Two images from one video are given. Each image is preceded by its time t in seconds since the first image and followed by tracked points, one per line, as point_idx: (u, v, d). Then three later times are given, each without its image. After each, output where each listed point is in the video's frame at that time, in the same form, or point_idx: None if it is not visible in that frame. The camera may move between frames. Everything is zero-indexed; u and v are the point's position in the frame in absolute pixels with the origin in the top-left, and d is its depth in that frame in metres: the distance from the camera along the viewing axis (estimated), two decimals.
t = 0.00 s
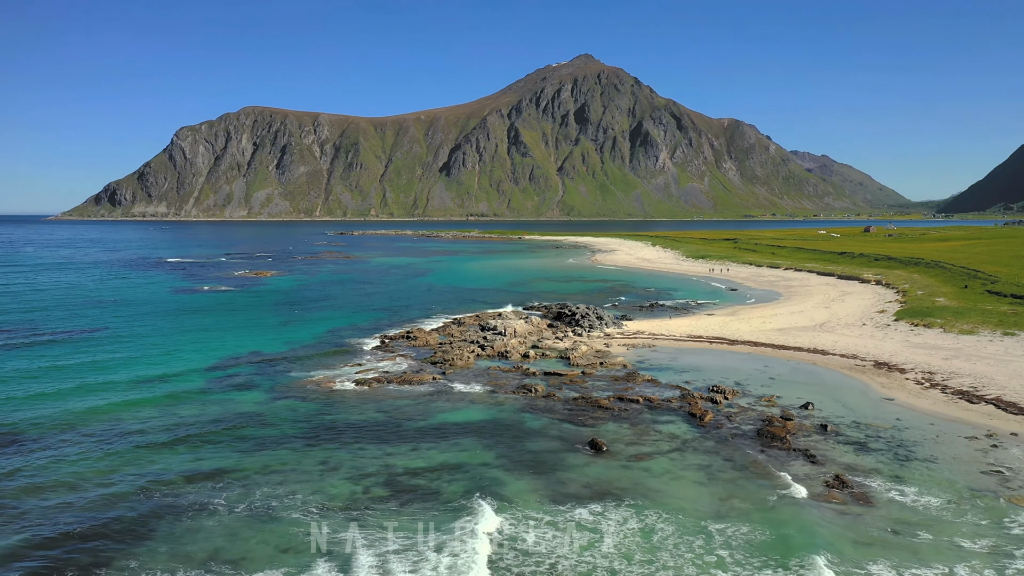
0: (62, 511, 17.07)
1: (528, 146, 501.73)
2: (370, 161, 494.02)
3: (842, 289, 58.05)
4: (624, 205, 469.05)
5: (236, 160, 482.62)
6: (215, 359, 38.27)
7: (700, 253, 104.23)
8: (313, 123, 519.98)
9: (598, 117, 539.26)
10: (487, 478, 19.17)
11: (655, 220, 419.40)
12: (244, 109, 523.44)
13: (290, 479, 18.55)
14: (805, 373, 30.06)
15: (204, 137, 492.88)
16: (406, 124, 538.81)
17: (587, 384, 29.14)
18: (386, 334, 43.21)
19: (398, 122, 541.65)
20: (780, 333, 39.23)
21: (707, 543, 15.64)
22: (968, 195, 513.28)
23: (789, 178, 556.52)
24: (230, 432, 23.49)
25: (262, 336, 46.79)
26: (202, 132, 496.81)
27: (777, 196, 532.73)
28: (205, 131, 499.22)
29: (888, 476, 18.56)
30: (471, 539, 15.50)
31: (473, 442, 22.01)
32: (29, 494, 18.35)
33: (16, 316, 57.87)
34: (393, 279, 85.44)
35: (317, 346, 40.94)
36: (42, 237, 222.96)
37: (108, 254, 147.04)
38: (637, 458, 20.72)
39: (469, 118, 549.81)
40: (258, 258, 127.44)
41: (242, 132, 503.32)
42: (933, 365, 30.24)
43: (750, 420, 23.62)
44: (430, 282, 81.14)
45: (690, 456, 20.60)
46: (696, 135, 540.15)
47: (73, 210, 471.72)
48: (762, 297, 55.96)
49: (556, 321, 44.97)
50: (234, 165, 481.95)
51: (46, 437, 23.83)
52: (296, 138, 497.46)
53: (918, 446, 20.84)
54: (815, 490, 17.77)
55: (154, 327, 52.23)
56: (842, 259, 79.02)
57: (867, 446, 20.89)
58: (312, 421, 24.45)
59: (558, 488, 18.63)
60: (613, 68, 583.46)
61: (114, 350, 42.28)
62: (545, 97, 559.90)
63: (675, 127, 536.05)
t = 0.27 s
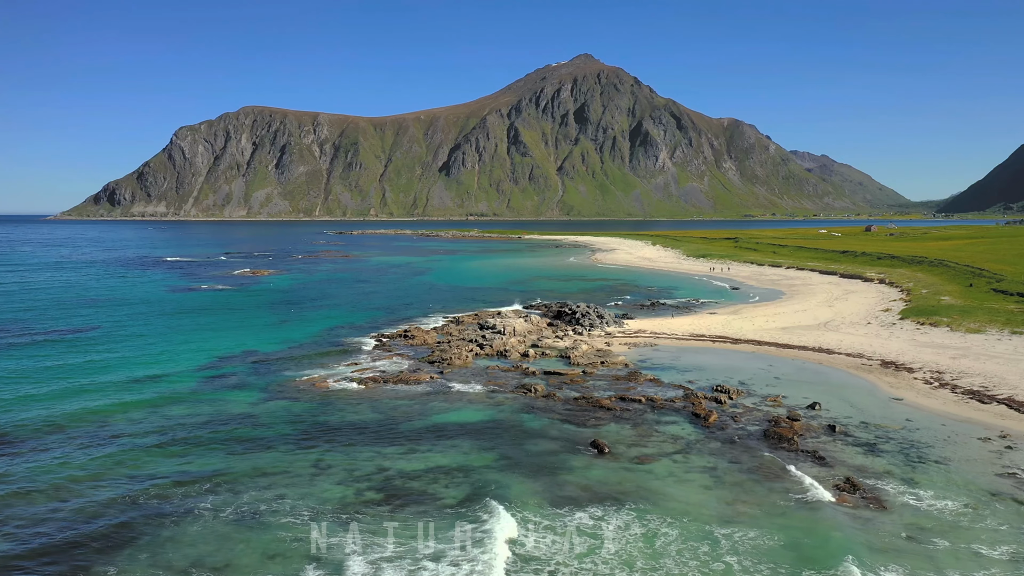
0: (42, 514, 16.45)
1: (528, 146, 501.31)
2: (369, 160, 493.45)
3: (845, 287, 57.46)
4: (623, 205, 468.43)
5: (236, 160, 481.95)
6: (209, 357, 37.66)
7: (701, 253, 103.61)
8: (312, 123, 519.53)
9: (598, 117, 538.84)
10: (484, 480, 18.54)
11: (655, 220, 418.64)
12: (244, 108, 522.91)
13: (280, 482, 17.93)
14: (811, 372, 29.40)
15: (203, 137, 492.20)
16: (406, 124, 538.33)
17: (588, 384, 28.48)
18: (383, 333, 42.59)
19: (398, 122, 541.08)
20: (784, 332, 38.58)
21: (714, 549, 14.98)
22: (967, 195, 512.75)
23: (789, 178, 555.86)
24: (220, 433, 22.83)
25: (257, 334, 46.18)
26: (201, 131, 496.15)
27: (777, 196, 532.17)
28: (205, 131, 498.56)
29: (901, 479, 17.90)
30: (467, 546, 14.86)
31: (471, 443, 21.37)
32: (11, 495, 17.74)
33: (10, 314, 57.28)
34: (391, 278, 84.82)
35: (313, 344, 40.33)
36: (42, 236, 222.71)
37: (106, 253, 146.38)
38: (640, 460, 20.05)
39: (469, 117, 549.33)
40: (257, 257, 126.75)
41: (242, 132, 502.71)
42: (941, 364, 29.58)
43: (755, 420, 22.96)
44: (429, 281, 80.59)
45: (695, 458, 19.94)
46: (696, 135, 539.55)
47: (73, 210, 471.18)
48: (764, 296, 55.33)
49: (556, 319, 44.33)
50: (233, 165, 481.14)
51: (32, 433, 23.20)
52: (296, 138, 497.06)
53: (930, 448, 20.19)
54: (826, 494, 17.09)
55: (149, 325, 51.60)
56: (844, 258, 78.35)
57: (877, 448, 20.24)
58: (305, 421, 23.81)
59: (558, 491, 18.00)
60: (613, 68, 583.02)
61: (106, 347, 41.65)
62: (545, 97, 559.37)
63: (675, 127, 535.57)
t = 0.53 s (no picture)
0: (19, 521, 15.77)
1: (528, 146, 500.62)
2: (369, 160, 492.70)
3: (849, 286, 56.78)
4: (623, 205, 467.76)
5: (235, 159, 481.04)
6: (202, 355, 36.97)
7: (702, 251, 102.92)
8: (312, 122, 518.83)
9: (597, 117, 538.30)
10: (480, 483, 17.84)
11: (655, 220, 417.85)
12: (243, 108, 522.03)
13: (268, 485, 17.24)
14: (818, 372, 28.67)
15: (202, 136, 491.14)
16: (406, 123, 537.65)
17: (589, 383, 27.75)
18: (380, 332, 41.88)
19: (397, 121, 540.34)
20: (789, 330, 37.85)
21: (722, 557, 14.22)
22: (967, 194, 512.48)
23: (789, 178, 555.16)
24: (208, 433, 22.13)
25: (252, 333, 45.51)
26: (201, 131, 495.09)
27: (777, 196, 531.64)
28: (204, 130, 497.49)
29: (916, 483, 17.17)
30: (461, 555, 14.13)
31: (468, 445, 20.64)
32: None
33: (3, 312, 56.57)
34: (389, 276, 84.17)
35: (308, 343, 39.63)
36: (40, 235, 221.75)
37: (104, 252, 145.64)
38: (643, 461, 19.33)
39: (468, 117, 548.58)
40: (254, 256, 126.07)
41: (241, 131, 501.79)
42: (951, 363, 28.84)
43: (762, 421, 22.22)
44: (427, 280, 79.84)
45: (700, 460, 19.21)
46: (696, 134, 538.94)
47: (72, 210, 470.11)
48: (767, 295, 54.60)
49: (556, 318, 43.62)
50: (232, 164, 480.07)
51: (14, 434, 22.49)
52: (295, 137, 496.17)
53: (945, 449, 19.46)
54: (839, 499, 16.37)
55: (142, 324, 50.90)
56: (847, 257, 77.64)
57: (889, 450, 19.49)
58: (297, 422, 23.09)
59: (558, 494, 17.28)
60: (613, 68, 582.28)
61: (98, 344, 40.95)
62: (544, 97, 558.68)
63: (674, 127, 534.98)
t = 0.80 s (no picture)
0: None
1: (527, 146, 500.12)
2: (369, 160, 491.97)
3: (851, 285, 56.25)
4: (622, 204, 467.28)
5: (234, 159, 480.28)
6: (195, 355, 36.45)
7: (702, 251, 102.33)
8: (311, 122, 518.17)
9: (597, 117, 537.80)
10: (477, 486, 17.24)
11: (655, 220, 417.23)
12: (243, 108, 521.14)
13: (256, 489, 16.67)
14: (823, 371, 28.13)
15: (201, 136, 490.28)
16: (405, 123, 537.19)
17: (589, 383, 27.15)
18: (377, 331, 41.31)
19: (397, 121, 539.69)
20: (792, 329, 37.27)
21: (729, 565, 13.59)
22: (967, 194, 512.13)
23: (789, 177, 554.65)
24: (199, 434, 21.60)
25: (247, 331, 44.96)
26: (200, 131, 494.14)
27: (776, 195, 531.46)
28: (203, 130, 496.56)
29: (930, 485, 16.63)
30: (456, 564, 13.55)
31: (465, 446, 20.06)
32: None
33: None
34: (387, 275, 83.58)
35: (304, 342, 39.08)
36: (37, 234, 220.85)
37: (102, 252, 145.19)
38: (646, 463, 18.75)
39: (468, 117, 547.69)
40: (251, 255, 125.55)
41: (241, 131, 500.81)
42: (959, 362, 28.26)
43: (767, 421, 21.64)
44: (426, 278, 79.20)
45: (705, 462, 18.63)
46: (696, 134, 538.49)
47: (71, 210, 468.80)
48: (769, 294, 54.06)
49: (555, 317, 43.01)
50: (231, 164, 479.31)
51: None
52: (294, 137, 495.39)
53: (957, 450, 18.91)
54: (851, 503, 15.78)
55: (136, 324, 50.36)
56: (849, 256, 77.11)
57: (900, 451, 18.93)
58: (290, 422, 22.51)
59: (557, 497, 16.70)
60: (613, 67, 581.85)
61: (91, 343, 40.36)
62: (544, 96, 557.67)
63: (674, 126, 534.54)
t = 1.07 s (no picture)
0: None
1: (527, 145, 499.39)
2: (368, 159, 490.94)
3: (855, 283, 55.47)
4: (622, 204, 466.62)
5: (233, 159, 479.36)
6: (188, 354, 35.75)
7: (703, 249, 101.66)
8: (311, 121, 517.14)
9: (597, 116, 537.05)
10: (473, 489, 16.51)
11: (654, 220, 416.38)
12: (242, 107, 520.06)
13: (243, 493, 15.97)
14: (830, 370, 27.38)
15: (201, 135, 489.34)
16: (405, 122, 536.17)
17: (590, 383, 26.40)
18: (373, 329, 40.61)
19: (396, 121, 538.55)
20: (797, 328, 36.56)
21: None
22: (967, 194, 511.24)
23: (789, 177, 554.10)
24: (185, 436, 20.89)
25: (242, 330, 44.28)
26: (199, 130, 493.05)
27: (776, 195, 530.71)
28: (203, 129, 495.38)
29: (949, 489, 15.86)
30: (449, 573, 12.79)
31: (462, 447, 19.34)
32: None
33: None
34: (386, 274, 82.84)
35: (299, 341, 38.38)
36: (35, 233, 219.82)
37: (100, 250, 144.39)
38: (649, 465, 18.01)
39: (468, 116, 546.38)
40: (250, 253, 124.77)
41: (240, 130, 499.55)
42: (970, 361, 27.51)
43: (775, 422, 20.87)
44: (424, 277, 78.43)
45: (712, 465, 17.87)
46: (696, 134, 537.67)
47: (70, 209, 467.51)
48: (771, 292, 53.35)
49: (556, 315, 42.29)
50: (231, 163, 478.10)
51: None
52: (294, 137, 494.45)
53: (974, 452, 18.17)
54: (867, 508, 15.04)
55: (130, 322, 49.64)
56: (851, 254, 76.39)
57: (914, 453, 18.19)
58: (281, 423, 21.80)
59: (556, 500, 15.98)
60: (613, 67, 581.11)
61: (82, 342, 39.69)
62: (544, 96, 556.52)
63: (674, 126, 533.70)
